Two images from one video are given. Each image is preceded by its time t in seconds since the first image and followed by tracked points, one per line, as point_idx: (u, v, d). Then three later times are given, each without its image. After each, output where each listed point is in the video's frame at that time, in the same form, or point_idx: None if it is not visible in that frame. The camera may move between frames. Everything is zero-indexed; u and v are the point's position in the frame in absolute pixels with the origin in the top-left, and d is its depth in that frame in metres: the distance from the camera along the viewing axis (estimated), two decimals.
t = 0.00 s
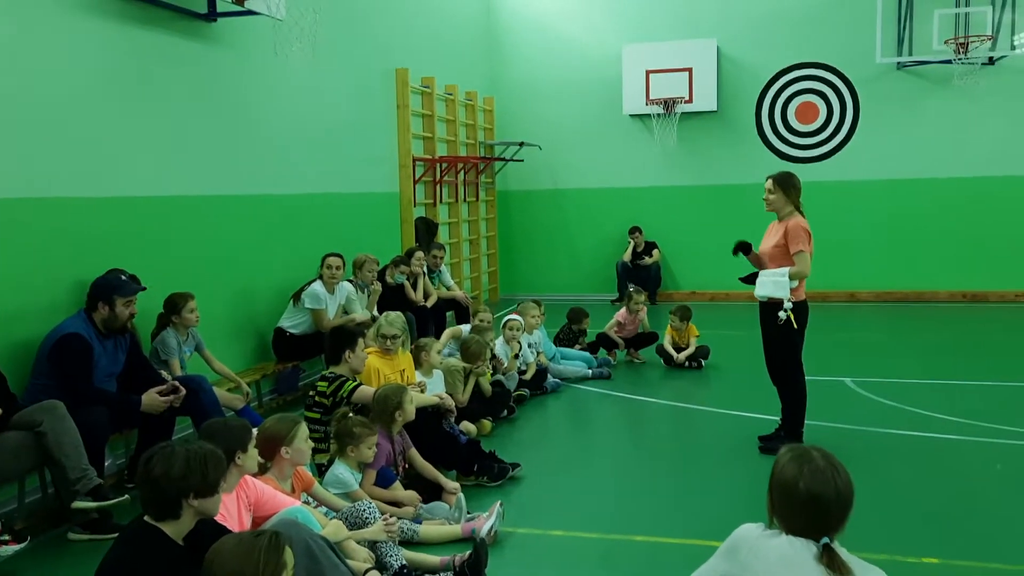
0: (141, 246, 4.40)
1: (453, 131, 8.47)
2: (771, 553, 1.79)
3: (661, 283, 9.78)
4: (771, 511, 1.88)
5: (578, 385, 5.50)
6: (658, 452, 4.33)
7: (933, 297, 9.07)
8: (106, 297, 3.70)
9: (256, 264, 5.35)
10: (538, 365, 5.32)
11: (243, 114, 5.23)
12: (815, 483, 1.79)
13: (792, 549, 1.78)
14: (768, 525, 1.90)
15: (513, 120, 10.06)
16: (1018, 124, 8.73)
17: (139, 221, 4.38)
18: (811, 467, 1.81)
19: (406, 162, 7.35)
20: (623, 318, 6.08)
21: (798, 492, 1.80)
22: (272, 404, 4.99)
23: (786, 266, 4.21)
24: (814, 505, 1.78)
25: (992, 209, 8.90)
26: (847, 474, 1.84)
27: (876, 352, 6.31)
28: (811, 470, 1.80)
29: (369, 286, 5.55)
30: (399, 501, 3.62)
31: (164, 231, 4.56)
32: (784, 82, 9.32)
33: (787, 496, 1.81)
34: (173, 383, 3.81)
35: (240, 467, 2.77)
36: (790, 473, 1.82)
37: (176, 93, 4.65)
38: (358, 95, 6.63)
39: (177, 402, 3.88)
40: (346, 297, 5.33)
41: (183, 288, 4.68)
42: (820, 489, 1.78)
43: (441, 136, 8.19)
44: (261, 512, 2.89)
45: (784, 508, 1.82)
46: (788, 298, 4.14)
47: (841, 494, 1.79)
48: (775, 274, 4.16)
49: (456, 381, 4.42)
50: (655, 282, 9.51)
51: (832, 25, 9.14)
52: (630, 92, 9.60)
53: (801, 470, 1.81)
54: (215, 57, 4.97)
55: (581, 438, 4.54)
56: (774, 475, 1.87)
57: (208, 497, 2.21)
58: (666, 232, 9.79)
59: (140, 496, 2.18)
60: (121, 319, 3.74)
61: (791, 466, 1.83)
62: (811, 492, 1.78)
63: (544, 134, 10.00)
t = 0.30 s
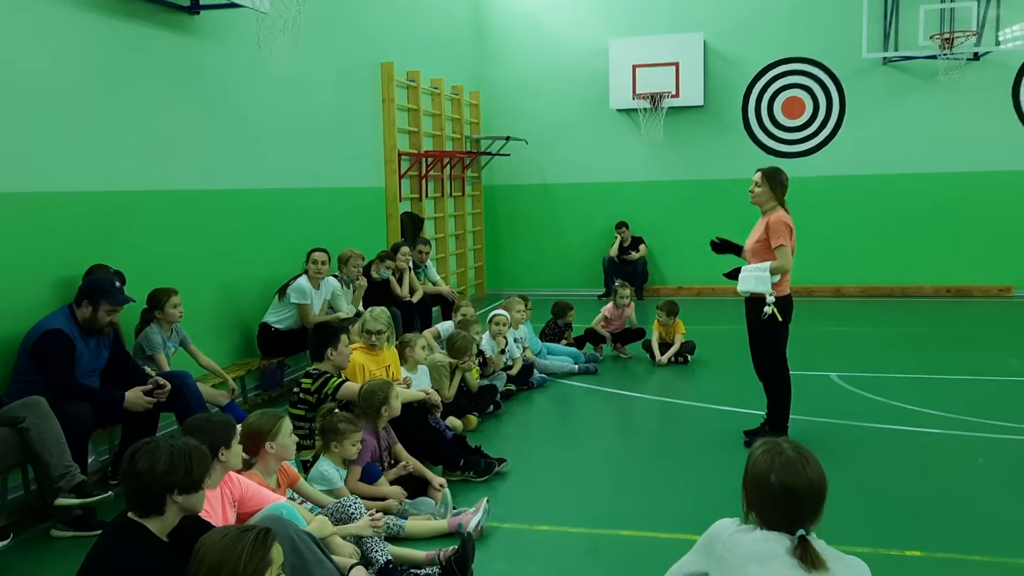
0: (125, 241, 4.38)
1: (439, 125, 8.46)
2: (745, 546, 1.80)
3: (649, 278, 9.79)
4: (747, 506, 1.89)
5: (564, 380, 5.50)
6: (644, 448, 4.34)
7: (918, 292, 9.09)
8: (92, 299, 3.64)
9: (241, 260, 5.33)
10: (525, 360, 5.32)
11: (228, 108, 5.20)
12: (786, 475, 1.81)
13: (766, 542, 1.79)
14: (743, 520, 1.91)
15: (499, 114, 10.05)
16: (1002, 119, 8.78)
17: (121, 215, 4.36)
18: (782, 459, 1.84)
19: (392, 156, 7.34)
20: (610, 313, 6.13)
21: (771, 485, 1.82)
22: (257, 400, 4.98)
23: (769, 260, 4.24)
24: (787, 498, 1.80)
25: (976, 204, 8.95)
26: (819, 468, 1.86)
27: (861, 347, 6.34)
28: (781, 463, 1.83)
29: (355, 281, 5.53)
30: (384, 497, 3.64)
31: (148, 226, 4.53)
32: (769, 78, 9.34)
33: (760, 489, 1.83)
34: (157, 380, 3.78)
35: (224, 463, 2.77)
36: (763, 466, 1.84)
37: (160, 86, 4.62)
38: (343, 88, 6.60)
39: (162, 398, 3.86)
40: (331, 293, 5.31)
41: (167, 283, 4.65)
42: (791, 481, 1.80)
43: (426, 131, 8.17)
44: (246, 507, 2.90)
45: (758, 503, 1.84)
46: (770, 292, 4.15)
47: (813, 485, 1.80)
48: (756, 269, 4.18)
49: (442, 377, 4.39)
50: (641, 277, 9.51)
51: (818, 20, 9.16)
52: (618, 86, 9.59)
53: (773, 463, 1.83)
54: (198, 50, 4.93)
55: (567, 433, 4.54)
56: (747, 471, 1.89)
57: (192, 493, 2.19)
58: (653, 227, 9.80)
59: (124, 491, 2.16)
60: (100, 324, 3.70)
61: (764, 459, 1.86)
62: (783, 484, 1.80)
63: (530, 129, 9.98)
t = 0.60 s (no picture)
0: (89, 239, 4.11)
1: (426, 116, 8.19)
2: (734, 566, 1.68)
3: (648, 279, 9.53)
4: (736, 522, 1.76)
5: (559, 388, 5.24)
6: (643, 459, 4.08)
7: (932, 292, 8.88)
8: (54, 304, 3.39)
9: (217, 260, 5.07)
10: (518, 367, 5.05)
11: (202, 98, 4.94)
12: (774, 488, 1.68)
13: (753, 561, 1.67)
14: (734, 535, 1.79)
15: (488, 104, 9.75)
16: (1010, 110, 8.53)
17: (86, 211, 4.10)
18: (770, 472, 1.69)
19: (374, 149, 7.04)
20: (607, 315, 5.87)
21: (758, 498, 1.68)
22: (231, 409, 4.72)
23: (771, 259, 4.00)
24: (774, 513, 1.67)
25: (983, 199, 8.71)
26: (813, 478, 1.71)
27: (866, 350, 6.10)
28: (769, 475, 1.69)
29: (335, 283, 5.27)
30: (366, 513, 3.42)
31: (114, 223, 4.27)
32: (773, 68, 9.09)
33: (748, 504, 1.70)
34: (124, 389, 3.52)
35: (194, 479, 2.52)
36: (750, 479, 1.71)
37: (126, 72, 4.36)
38: (326, 77, 6.34)
39: (129, 409, 3.60)
40: (310, 294, 5.02)
41: (135, 285, 4.39)
42: (780, 496, 1.66)
43: (412, 122, 7.90)
44: (218, 527, 2.63)
45: (746, 519, 1.71)
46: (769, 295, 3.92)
47: (802, 498, 1.66)
48: (757, 270, 3.95)
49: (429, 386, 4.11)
50: (640, 277, 9.25)
51: (819, 12, 8.92)
52: (615, 76, 9.34)
53: (760, 475, 1.69)
54: (168, 35, 4.67)
55: (562, 443, 4.28)
56: (737, 483, 1.75)
57: (160, 512, 1.95)
58: (650, 225, 9.55)
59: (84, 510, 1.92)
60: (61, 331, 3.45)
61: (753, 471, 1.72)
62: (770, 498, 1.67)
63: (522, 121, 9.71)
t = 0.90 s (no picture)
0: None
1: (391, 89, 7.54)
2: None
3: (653, 278, 8.80)
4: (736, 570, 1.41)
5: (549, 408, 4.64)
6: (642, 492, 3.49)
7: (981, 293, 8.12)
8: None
9: (149, 262, 4.54)
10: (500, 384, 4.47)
11: (122, 68, 4.39)
12: (780, 531, 1.35)
13: None
14: None
15: (465, 81, 9.01)
16: None
17: None
18: (776, 508, 1.36)
19: (332, 128, 6.32)
20: (602, 320, 5.30)
21: (762, 540, 1.36)
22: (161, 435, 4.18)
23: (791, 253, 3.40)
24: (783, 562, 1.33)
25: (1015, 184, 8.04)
26: (826, 513, 1.38)
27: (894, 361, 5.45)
28: (775, 513, 1.36)
29: (285, 286, 4.67)
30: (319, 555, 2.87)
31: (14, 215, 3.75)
32: (795, 36, 8.40)
33: (752, 551, 1.36)
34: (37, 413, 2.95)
35: (114, 518, 2.19)
36: (752, 518, 1.37)
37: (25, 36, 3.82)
38: (278, 46, 5.72)
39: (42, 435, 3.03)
40: (255, 299, 4.45)
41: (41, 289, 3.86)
42: (786, 538, 1.34)
43: (376, 96, 7.27)
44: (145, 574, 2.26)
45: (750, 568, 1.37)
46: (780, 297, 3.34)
47: (813, 541, 1.34)
48: (771, 263, 3.37)
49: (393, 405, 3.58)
50: (644, 276, 8.51)
51: None
52: (612, 46, 8.66)
53: (764, 514, 1.36)
54: None
55: (547, 473, 3.69)
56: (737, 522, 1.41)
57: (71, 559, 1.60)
58: (651, 216, 8.86)
59: None
60: None
61: (754, 508, 1.38)
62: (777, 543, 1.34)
63: (506, 97, 8.97)
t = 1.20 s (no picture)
0: None
1: (336, 64, 6.83)
2: None
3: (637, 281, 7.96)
4: None
5: (517, 431, 4.21)
6: (619, 526, 3.08)
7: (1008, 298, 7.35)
8: None
9: (65, 268, 4.13)
10: (460, 403, 4.05)
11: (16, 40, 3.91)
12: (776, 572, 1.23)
13: None
14: None
15: (422, 58, 8.07)
16: None
17: None
18: (771, 551, 1.24)
19: (268, 110, 5.65)
20: (575, 330, 4.87)
21: None
22: (66, 468, 3.77)
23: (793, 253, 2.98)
24: None
25: None
26: (830, 556, 1.26)
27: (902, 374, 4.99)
28: (770, 556, 1.24)
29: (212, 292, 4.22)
30: None
31: None
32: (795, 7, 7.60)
33: None
34: None
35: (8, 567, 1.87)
36: (745, 559, 1.25)
37: None
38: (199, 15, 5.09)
39: None
40: (178, 307, 4.05)
41: None
42: None
43: (317, 74, 6.61)
44: None
45: None
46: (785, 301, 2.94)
47: None
48: (773, 263, 2.97)
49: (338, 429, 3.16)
50: (626, 279, 7.68)
51: None
52: (590, 15, 7.80)
53: (759, 555, 1.24)
54: None
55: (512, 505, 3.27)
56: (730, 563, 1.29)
57: None
58: (636, 212, 7.97)
59: None
60: None
61: (748, 550, 1.26)
62: None
63: (466, 75, 8.04)
